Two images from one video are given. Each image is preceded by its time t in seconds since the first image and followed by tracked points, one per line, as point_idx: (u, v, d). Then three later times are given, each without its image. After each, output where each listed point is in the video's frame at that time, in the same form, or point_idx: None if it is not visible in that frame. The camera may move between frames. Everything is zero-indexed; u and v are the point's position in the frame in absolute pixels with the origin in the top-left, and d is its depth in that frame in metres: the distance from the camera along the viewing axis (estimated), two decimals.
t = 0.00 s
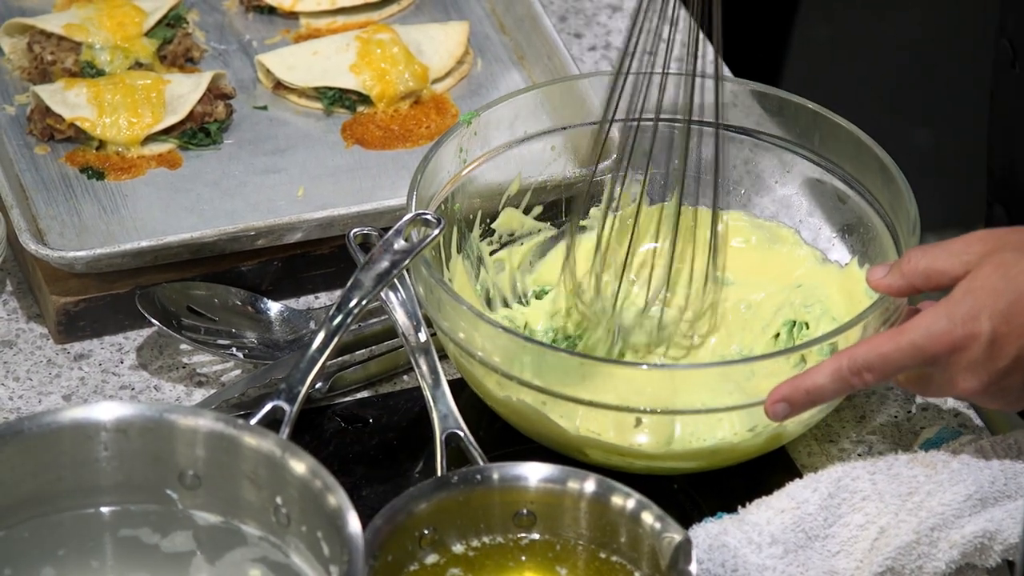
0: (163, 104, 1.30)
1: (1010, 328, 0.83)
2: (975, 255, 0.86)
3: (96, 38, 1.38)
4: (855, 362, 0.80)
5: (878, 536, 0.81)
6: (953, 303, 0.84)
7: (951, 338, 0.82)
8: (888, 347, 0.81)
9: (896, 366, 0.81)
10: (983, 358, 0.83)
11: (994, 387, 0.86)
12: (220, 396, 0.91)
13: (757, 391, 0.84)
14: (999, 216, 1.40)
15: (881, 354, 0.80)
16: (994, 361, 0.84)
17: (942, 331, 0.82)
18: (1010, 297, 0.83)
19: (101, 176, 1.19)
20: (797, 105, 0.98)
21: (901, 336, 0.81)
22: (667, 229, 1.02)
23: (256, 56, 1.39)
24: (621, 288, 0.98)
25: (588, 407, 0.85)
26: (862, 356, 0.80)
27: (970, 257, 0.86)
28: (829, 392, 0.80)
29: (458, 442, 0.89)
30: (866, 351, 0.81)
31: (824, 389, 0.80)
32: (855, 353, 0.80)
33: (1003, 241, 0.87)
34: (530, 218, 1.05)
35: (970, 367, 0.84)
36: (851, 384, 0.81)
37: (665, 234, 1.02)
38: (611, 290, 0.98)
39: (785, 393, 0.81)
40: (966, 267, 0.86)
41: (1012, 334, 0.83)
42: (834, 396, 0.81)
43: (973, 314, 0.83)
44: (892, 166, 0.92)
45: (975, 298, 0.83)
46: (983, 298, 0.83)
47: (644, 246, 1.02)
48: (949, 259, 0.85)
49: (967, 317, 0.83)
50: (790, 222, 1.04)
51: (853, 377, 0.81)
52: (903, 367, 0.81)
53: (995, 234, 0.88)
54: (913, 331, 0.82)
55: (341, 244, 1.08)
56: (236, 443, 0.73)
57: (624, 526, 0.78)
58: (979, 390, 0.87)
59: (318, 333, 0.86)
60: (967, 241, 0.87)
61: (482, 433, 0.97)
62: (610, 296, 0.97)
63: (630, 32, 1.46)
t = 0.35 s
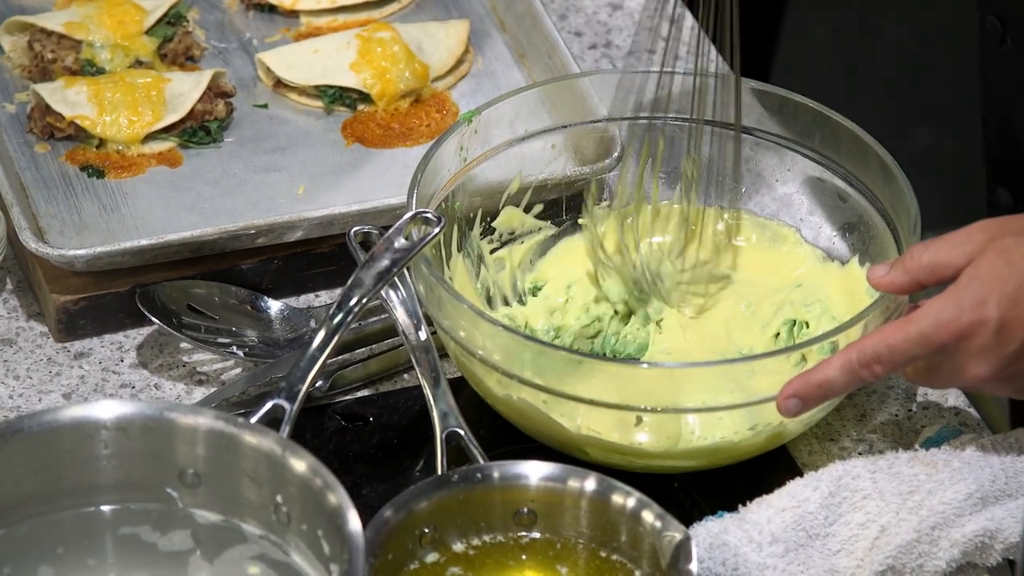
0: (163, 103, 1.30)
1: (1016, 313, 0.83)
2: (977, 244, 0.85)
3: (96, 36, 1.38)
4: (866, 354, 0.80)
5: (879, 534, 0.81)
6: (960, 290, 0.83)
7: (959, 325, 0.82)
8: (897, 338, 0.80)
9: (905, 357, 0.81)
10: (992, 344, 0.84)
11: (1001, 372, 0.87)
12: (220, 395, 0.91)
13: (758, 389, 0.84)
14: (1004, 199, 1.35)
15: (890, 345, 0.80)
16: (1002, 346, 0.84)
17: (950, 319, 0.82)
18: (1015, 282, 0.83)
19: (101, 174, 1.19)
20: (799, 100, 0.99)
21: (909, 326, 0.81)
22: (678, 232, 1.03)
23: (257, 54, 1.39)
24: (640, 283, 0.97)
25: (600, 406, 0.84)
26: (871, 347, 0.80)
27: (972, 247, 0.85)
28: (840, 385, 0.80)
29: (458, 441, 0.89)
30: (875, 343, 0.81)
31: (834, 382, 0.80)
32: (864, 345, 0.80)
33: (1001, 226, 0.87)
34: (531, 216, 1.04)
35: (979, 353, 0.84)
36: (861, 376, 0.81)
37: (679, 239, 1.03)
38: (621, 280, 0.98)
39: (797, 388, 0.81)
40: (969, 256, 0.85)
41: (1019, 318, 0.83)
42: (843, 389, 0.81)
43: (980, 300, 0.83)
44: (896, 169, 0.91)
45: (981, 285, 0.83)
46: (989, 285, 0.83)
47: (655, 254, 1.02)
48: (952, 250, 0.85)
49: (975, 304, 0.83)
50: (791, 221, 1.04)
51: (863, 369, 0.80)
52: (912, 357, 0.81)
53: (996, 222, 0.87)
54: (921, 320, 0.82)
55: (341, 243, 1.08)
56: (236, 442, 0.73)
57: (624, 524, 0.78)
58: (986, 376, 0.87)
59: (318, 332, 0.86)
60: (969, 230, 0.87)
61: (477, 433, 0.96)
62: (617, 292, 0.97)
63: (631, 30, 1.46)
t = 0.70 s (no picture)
0: (164, 103, 1.30)
1: (1008, 318, 0.81)
2: (974, 247, 0.86)
3: (97, 36, 1.38)
4: (856, 358, 0.80)
5: (880, 534, 0.81)
6: (951, 294, 0.82)
7: (948, 329, 0.81)
8: (887, 341, 0.80)
9: (897, 360, 0.80)
10: (982, 350, 0.82)
11: (993, 379, 0.85)
12: (221, 395, 0.91)
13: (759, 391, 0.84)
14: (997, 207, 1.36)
15: (881, 348, 0.80)
16: (992, 353, 0.82)
17: (939, 323, 0.81)
18: (1008, 287, 0.81)
19: (102, 174, 1.19)
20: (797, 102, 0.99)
21: (899, 330, 0.80)
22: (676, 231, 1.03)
23: (257, 54, 1.39)
24: (643, 290, 0.98)
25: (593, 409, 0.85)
26: (863, 351, 0.80)
27: (970, 250, 0.85)
28: (831, 388, 0.80)
29: (458, 440, 0.89)
30: (866, 346, 0.80)
31: (826, 387, 0.80)
32: (855, 348, 0.80)
33: (1000, 235, 0.86)
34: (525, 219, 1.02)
35: (969, 359, 0.83)
36: (853, 380, 0.80)
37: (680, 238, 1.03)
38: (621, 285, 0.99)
39: (789, 393, 0.81)
40: (966, 260, 0.85)
41: (1010, 325, 0.81)
42: (836, 393, 0.81)
43: (971, 305, 0.81)
44: (892, 167, 0.92)
45: (973, 289, 0.82)
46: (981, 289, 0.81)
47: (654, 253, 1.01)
48: (949, 253, 0.85)
49: (965, 309, 0.81)
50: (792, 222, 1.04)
51: (855, 372, 0.80)
52: (903, 361, 0.80)
53: (996, 227, 0.87)
54: (911, 324, 0.81)
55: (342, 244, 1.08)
56: (236, 441, 0.73)
57: (625, 524, 0.78)
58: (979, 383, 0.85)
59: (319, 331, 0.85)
60: (968, 234, 0.87)
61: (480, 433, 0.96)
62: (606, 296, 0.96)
63: (632, 30, 1.46)
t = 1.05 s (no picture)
0: (164, 102, 1.30)
1: (1001, 336, 0.81)
2: (970, 255, 0.85)
3: (97, 36, 1.38)
4: (848, 379, 0.80)
5: (880, 534, 0.81)
6: (943, 309, 0.83)
7: (938, 347, 0.82)
8: (878, 362, 0.80)
9: (890, 379, 0.81)
10: (973, 366, 0.83)
11: (985, 393, 0.86)
12: (220, 395, 0.91)
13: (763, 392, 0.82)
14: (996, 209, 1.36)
15: (873, 369, 0.80)
16: (982, 370, 0.83)
17: (931, 340, 0.82)
18: (1001, 303, 0.81)
19: (102, 174, 1.19)
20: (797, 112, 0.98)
21: (891, 349, 0.81)
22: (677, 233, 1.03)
23: (257, 54, 1.39)
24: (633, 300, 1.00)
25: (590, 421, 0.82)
26: (855, 373, 0.80)
27: (964, 258, 0.85)
28: (826, 412, 0.81)
29: (450, 439, 0.89)
30: (858, 367, 0.81)
31: (821, 410, 0.81)
32: (847, 370, 0.80)
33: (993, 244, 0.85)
34: (503, 234, 1.05)
35: (960, 375, 0.84)
36: (849, 402, 0.81)
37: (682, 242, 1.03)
38: (614, 295, 1.01)
39: (783, 416, 0.82)
40: (960, 268, 0.84)
41: (1002, 342, 0.82)
42: (833, 414, 0.82)
43: (962, 321, 0.82)
44: (877, 170, 0.92)
45: (965, 305, 0.82)
46: (973, 305, 0.82)
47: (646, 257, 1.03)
48: (943, 258, 0.84)
49: (956, 325, 0.82)
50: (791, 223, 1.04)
51: (849, 395, 0.81)
52: (895, 381, 0.81)
53: (993, 233, 0.86)
54: (903, 342, 0.81)
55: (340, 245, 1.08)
56: (236, 441, 0.73)
57: (626, 521, 0.78)
58: (971, 396, 0.86)
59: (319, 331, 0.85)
60: (963, 239, 0.86)
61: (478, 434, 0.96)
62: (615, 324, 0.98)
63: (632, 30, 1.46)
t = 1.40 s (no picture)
0: (163, 103, 1.30)
1: (993, 348, 0.82)
2: (959, 264, 0.85)
3: (96, 36, 1.38)
4: (843, 397, 0.81)
5: (879, 534, 0.81)
6: (935, 321, 0.84)
7: (931, 361, 0.83)
8: (872, 378, 0.81)
9: (884, 395, 0.82)
10: (965, 380, 0.84)
11: (978, 404, 0.87)
12: (220, 395, 0.91)
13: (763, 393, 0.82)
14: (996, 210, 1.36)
15: (868, 386, 0.81)
16: (975, 382, 0.84)
17: (924, 354, 0.83)
18: (991, 317, 0.82)
19: (101, 174, 1.19)
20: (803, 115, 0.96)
21: (884, 363, 0.82)
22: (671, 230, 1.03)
23: (256, 54, 1.39)
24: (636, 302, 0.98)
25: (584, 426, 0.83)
26: (849, 390, 0.81)
27: (954, 266, 0.85)
28: (820, 429, 0.82)
29: (448, 440, 0.89)
30: (853, 384, 0.82)
31: (815, 426, 0.83)
32: (842, 388, 0.81)
33: (989, 251, 0.85)
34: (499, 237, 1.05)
35: (953, 388, 0.85)
36: (842, 418, 0.82)
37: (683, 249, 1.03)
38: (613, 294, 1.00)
39: (777, 432, 0.84)
40: (949, 276, 0.84)
41: (994, 355, 0.83)
42: (827, 428, 0.83)
43: (954, 335, 0.83)
44: (874, 174, 0.93)
45: (956, 317, 0.83)
46: (963, 318, 0.83)
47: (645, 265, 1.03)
48: (934, 264, 0.84)
49: (947, 339, 0.83)
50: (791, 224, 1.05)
51: (844, 411, 0.82)
52: (889, 397, 0.82)
53: (984, 240, 0.86)
54: (894, 356, 0.82)
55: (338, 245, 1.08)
56: (235, 441, 0.73)
57: (625, 521, 0.78)
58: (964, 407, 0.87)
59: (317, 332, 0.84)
60: (953, 247, 0.86)
61: (477, 436, 0.96)
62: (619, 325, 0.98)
63: (631, 30, 1.46)
